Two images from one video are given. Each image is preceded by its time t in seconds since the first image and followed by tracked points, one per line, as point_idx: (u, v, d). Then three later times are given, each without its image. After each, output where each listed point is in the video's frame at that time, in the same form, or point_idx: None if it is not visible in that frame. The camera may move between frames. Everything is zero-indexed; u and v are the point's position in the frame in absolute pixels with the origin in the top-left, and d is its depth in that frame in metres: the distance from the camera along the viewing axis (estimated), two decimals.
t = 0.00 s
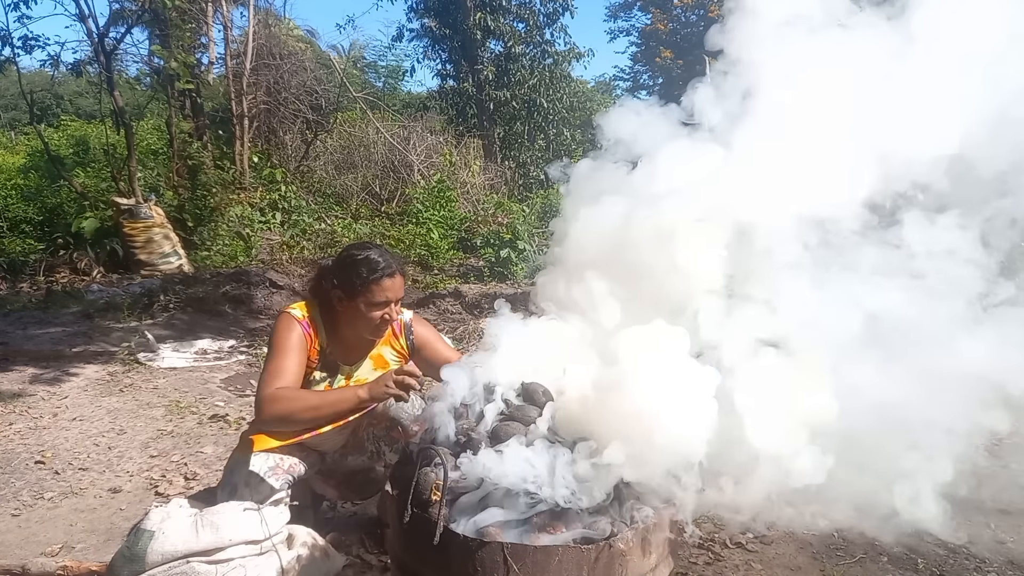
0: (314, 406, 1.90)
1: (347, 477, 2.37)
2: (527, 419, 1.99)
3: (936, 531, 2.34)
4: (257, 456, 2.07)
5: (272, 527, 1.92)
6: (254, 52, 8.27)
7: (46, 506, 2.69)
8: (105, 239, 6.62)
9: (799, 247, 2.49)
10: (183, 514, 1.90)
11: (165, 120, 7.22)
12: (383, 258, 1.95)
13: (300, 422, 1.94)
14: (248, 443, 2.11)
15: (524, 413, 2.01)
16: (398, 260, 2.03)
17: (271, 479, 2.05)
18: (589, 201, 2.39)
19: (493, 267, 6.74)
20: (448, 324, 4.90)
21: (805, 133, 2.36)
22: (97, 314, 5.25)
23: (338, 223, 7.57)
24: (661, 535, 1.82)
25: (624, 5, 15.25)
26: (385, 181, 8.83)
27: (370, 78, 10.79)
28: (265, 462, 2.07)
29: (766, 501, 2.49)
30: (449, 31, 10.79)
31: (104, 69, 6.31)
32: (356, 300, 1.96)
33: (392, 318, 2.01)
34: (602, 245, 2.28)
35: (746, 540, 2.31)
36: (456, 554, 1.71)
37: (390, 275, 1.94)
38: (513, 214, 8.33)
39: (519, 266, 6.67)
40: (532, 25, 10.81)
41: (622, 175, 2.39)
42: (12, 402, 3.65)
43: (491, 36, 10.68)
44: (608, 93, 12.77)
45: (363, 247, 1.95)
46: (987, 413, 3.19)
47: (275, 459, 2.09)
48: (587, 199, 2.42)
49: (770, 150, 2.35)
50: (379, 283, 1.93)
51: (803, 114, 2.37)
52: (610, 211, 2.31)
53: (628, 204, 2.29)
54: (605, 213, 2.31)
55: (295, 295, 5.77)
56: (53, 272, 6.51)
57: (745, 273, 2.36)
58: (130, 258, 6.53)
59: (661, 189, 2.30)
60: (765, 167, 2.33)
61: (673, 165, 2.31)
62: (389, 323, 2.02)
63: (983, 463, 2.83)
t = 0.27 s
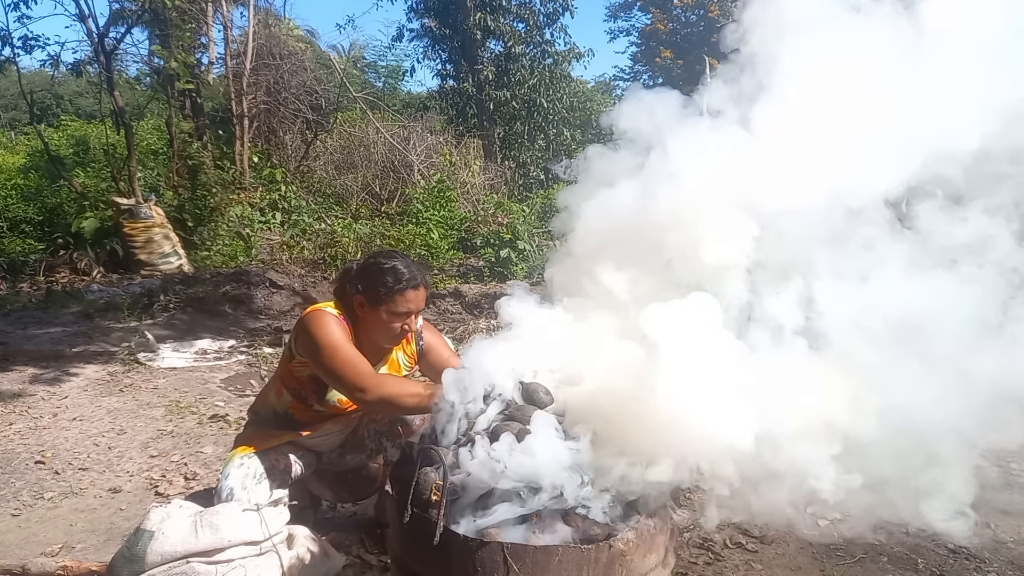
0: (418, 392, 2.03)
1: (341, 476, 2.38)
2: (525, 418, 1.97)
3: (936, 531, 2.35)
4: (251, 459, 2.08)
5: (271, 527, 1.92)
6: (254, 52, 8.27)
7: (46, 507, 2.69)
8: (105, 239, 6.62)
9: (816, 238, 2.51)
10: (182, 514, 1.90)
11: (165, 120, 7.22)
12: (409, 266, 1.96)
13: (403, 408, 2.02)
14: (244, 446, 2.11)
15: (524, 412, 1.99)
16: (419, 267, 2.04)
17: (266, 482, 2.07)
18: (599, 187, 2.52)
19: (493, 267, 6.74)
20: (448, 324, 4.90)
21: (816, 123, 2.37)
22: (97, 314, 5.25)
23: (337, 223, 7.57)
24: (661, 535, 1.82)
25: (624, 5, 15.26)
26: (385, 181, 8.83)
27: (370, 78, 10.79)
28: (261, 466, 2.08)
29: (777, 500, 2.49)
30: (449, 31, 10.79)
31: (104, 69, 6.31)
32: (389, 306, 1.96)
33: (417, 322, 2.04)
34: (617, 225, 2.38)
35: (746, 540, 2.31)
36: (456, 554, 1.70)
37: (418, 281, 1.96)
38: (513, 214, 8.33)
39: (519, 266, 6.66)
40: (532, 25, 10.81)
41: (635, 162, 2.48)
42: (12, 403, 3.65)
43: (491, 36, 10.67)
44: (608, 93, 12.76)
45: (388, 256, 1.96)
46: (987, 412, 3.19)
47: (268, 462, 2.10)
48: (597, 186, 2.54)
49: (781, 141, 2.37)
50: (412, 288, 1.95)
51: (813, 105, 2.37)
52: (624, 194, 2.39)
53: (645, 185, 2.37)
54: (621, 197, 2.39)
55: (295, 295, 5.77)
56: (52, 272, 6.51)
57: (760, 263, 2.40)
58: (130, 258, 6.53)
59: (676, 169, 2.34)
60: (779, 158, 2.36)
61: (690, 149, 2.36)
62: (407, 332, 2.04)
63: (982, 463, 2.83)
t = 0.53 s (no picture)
0: (413, 396, 1.99)
1: (341, 476, 2.38)
2: (526, 419, 1.86)
3: (937, 531, 2.35)
4: (251, 466, 2.07)
5: (271, 527, 1.92)
6: (254, 52, 8.27)
7: (45, 507, 2.69)
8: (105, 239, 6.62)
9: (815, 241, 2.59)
10: (182, 514, 1.90)
11: (165, 120, 7.23)
12: (416, 267, 1.97)
13: (399, 411, 1.98)
14: (244, 451, 2.10)
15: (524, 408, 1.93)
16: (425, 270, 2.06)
17: (266, 489, 2.06)
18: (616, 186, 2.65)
19: (493, 267, 6.74)
20: (448, 324, 4.90)
21: (807, 127, 2.48)
22: (96, 314, 5.25)
23: (337, 223, 7.57)
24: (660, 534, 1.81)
25: (624, 5, 15.26)
26: (385, 181, 8.83)
27: (370, 78, 10.79)
28: (261, 474, 2.07)
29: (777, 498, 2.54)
30: (449, 31, 10.79)
31: (104, 69, 6.31)
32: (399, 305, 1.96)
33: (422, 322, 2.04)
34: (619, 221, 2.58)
35: (747, 540, 2.31)
36: (456, 554, 1.70)
37: (426, 282, 1.97)
38: (513, 214, 8.33)
39: (519, 266, 6.67)
40: (532, 25, 10.81)
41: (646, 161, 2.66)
42: (12, 403, 3.65)
43: (491, 36, 10.67)
44: (608, 93, 12.75)
45: (394, 258, 1.97)
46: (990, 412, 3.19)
47: (268, 469, 2.09)
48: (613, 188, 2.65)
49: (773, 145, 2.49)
50: (422, 288, 1.97)
51: (805, 109, 2.50)
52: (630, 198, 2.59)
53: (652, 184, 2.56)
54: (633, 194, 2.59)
55: (295, 295, 5.76)
56: (53, 272, 6.51)
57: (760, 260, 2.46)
58: (130, 258, 6.53)
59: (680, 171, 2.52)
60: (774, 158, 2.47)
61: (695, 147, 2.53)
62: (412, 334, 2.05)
63: (982, 462, 2.83)
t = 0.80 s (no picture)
0: (416, 387, 1.99)
1: (341, 476, 2.38)
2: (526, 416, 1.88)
3: (936, 531, 2.35)
4: (250, 466, 2.07)
5: (271, 528, 1.92)
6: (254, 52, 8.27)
7: (46, 506, 2.69)
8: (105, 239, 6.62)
9: (825, 227, 2.60)
10: (182, 514, 1.90)
11: (165, 120, 7.23)
12: (419, 270, 1.98)
13: (400, 404, 1.98)
14: (244, 451, 2.10)
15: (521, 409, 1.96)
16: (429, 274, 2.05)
17: (265, 490, 2.06)
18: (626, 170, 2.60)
19: (493, 267, 6.74)
20: (448, 324, 4.90)
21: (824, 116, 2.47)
22: (96, 314, 5.25)
23: (337, 223, 7.57)
24: (660, 534, 1.81)
25: (624, 5, 15.27)
26: (385, 181, 8.83)
27: (370, 78, 10.79)
28: (260, 475, 2.07)
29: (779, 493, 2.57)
30: (449, 31, 10.79)
31: (104, 69, 6.31)
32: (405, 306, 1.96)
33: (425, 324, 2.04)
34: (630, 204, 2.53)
35: (746, 540, 2.32)
36: (456, 554, 1.70)
37: (429, 283, 1.98)
38: (513, 214, 8.34)
39: (519, 266, 6.67)
40: (532, 25, 10.81)
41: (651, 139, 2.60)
42: (12, 403, 3.65)
43: (491, 36, 10.67)
44: (608, 93, 12.75)
45: (399, 262, 1.97)
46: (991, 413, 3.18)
47: (267, 469, 2.09)
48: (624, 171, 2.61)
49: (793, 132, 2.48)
50: (428, 289, 1.97)
51: (822, 96, 2.48)
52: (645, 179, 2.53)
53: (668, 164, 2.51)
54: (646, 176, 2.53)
55: (295, 295, 5.76)
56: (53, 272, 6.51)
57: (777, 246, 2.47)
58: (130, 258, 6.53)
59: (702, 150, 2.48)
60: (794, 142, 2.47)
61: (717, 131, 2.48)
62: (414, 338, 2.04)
63: (982, 462, 2.83)
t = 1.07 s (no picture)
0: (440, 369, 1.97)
1: (340, 476, 2.36)
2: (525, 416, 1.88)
3: (937, 531, 2.34)
4: (250, 467, 2.05)
5: (271, 528, 1.91)
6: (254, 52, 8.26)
7: (45, 507, 2.68)
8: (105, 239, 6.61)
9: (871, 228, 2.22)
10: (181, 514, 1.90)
11: (164, 120, 7.23)
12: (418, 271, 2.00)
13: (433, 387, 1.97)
14: (244, 451, 2.09)
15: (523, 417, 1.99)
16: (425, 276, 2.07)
17: (265, 489, 2.03)
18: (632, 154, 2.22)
19: (493, 267, 6.73)
20: (448, 324, 4.90)
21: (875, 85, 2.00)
22: (96, 314, 5.24)
23: (337, 223, 7.56)
24: (661, 534, 1.80)
25: (624, 4, 15.26)
26: (385, 180, 8.83)
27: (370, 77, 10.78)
28: (260, 474, 2.05)
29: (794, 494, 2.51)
30: (449, 30, 10.77)
31: (103, 69, 6.30)
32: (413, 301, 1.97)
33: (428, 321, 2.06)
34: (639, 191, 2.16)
35: (748, 540, 2.30)
36: (456, 555, 1.69)
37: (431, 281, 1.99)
38: (513, 214, 8.33)
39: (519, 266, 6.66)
40: (532, 24, 10.80)
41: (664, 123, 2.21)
42: (12, 403, 3.64)
43: (491, 35, 10.66)
44: (608, 93, 12.73)
45: (400, 264, 1.98)
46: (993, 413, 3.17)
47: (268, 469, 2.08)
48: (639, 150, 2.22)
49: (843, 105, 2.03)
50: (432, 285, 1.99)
51: (870, 58, 2.00)
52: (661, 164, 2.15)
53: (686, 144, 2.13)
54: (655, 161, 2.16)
55: (295, 295, 5.76)
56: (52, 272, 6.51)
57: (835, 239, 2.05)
58: (130, 258, 6.52)
59: (727, 133, 2.08)
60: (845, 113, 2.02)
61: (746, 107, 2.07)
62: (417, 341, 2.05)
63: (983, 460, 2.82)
